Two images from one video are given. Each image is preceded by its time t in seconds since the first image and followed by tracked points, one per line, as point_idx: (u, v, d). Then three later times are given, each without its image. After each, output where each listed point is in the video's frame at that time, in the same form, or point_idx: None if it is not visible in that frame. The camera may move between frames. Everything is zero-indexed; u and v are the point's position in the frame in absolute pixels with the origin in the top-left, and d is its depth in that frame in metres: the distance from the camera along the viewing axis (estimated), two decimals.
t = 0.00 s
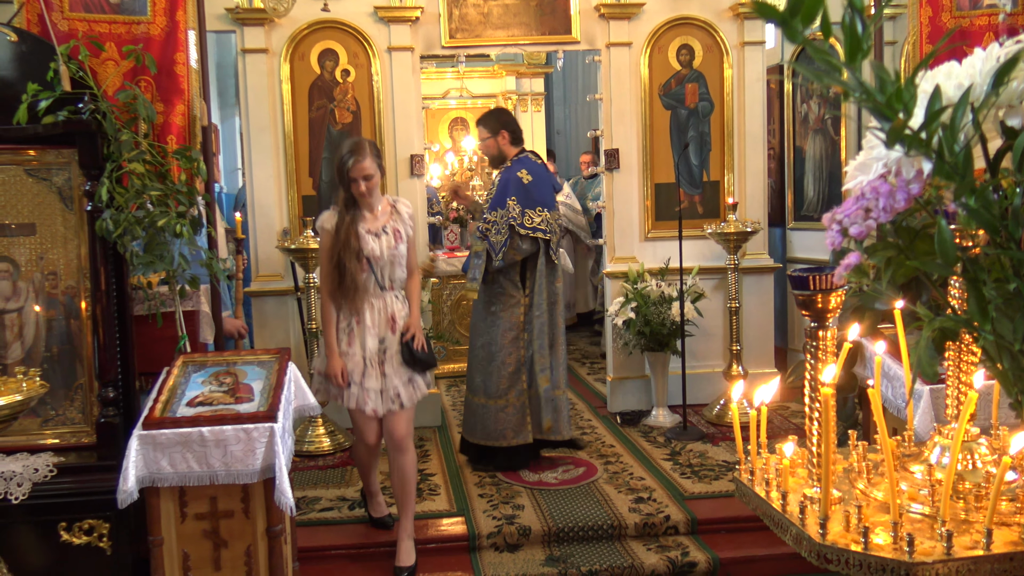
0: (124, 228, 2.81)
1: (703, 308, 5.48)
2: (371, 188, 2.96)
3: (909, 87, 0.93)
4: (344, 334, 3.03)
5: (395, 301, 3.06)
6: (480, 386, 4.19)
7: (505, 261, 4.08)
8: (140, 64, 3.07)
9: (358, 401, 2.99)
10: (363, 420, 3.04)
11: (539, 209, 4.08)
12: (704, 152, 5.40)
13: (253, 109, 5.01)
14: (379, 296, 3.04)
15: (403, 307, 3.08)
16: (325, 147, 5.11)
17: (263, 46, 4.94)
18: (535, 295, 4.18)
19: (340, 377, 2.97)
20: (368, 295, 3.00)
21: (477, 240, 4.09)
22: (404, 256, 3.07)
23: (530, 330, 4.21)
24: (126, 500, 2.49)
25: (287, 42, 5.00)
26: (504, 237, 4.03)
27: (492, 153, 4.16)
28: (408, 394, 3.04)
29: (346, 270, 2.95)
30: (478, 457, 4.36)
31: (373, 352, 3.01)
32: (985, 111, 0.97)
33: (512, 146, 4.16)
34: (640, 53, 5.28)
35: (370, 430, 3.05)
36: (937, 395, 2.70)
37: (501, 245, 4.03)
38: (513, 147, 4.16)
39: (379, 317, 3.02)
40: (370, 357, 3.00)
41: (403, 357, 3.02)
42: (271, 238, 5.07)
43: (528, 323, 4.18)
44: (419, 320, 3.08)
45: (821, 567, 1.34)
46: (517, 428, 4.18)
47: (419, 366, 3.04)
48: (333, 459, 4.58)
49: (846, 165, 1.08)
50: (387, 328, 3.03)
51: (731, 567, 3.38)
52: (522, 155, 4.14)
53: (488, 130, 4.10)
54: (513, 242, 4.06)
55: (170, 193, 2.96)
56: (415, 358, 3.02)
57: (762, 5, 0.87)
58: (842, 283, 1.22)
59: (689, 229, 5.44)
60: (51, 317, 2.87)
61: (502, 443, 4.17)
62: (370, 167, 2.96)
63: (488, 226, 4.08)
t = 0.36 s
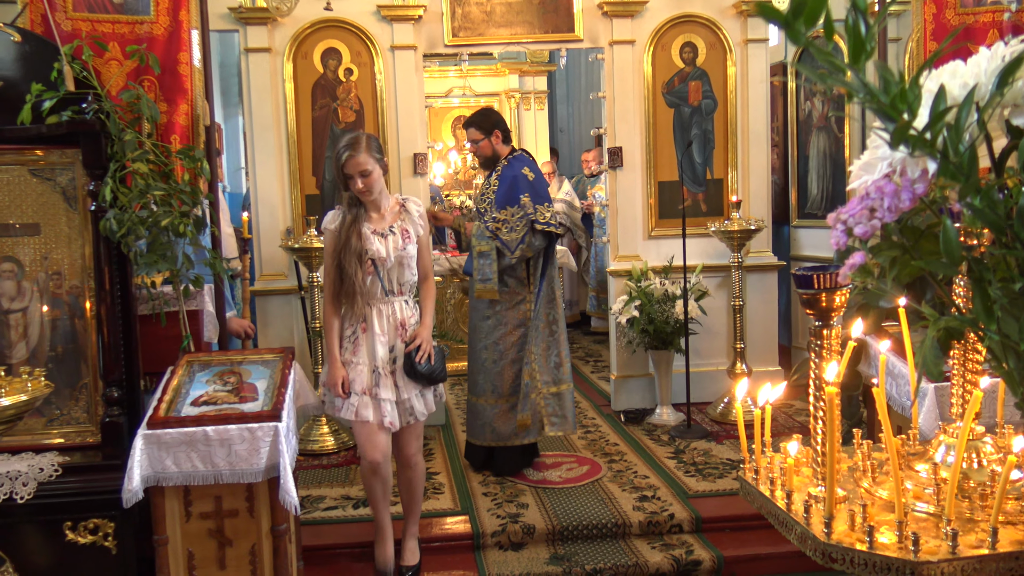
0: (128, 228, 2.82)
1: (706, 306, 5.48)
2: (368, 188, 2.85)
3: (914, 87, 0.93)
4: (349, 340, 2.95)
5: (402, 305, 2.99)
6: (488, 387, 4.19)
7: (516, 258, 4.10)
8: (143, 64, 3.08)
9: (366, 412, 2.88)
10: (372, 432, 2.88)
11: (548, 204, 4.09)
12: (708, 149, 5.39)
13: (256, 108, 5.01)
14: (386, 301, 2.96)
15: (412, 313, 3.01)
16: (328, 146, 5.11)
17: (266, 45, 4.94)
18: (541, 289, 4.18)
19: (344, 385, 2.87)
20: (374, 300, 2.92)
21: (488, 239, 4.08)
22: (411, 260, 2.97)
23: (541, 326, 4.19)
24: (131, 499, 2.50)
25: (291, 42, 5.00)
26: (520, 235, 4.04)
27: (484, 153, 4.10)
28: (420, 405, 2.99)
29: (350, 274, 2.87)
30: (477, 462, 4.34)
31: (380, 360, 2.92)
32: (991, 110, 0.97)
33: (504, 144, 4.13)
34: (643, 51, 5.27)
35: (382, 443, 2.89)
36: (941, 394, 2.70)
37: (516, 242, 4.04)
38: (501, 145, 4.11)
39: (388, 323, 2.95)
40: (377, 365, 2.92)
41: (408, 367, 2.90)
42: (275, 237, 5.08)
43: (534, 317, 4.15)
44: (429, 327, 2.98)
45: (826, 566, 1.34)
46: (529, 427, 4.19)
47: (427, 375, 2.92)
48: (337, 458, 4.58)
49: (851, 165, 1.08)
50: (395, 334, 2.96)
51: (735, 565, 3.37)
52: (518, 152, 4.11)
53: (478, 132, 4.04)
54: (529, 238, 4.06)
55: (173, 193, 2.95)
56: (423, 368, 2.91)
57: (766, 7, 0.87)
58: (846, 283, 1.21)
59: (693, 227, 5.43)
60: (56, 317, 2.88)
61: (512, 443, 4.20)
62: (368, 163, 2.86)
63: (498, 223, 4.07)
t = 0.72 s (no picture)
0: (132, 228, 2.82)
1: (710, 306, 5.47)
2: (353, 223, 2.46)
3: (919, 88, 0.93)
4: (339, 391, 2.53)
5: (398, 352, 2.55)
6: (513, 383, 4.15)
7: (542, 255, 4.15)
8: (147, 64, 3.08)
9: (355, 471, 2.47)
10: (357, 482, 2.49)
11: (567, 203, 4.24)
12: (711, 149, 5.39)
13: (259, 108, 5.01)
14: (378, 347, 2.52)
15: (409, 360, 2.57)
16: (332, 146, 5.12)
17: (269, 46, 4.95)
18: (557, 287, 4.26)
19: (333, 439, 2.46)
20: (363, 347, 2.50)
21: (519, 237, 4.11)
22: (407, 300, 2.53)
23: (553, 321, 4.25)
24: (135, 499, 2.50)
25: (294, 42, 5.01)
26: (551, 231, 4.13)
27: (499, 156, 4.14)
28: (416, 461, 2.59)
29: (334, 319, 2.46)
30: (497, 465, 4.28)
31: (371, 414, 2.50)
32: (996, 111, 0.97)
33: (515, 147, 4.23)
34: (646, 51, 5.26)
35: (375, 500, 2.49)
36: (944, 394, 2.69)
37: (547, 239, 4.12)
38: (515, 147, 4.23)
39: (379, 372, 2.51)
40: (367, 419, 2.51)
41: (393, 423, 2.48)
42: (278, 237, 5.08)
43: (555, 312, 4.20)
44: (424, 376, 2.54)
45: (830, 567, 1.34)
46: (552, 420, 4.21)
47: (420, 431, 2.51)
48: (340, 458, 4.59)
49: (856, 165, 1.08)
50: (387, 384, 2.52)
51: (738, 566, 3.37)
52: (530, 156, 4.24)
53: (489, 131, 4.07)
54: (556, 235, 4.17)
55: (177, 193, 2.96)
56: (415, 425, 2.49)
57: (770, 8, 0.87)
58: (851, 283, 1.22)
59: (696, 227, 5.43)
60: (60, 318, 2.88)
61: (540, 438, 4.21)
62: (352, 194, 2.44)
63: (527, 222, 4.11)
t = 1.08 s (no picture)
0: (134, 227, 2.82)
1: (711, 305, 5.46)
2: (317, 221, 2.15)
3: (926, 84, 0.93)
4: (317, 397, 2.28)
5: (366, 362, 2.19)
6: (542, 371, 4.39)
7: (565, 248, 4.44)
8: (149, 62, 3.09)
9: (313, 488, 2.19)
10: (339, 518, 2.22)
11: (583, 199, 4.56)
12: (713, 148, 5.38)
13: (261, 106, 5.01)
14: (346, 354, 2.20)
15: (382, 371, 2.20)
16: (334, 145, 5.11)
17: (271, 44, 4.95)
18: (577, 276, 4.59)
19: (305, 447, 2.23)
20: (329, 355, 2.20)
21: (546, 232, 4.37)
22: (375, 304, 2.17)
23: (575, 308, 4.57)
24: (136, 497, 2.50)
25: (296, 40, 5.00)
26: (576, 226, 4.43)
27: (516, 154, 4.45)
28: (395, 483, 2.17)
29: (296, 323, 2.20)
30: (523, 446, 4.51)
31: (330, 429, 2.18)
32: (1003, 107, 0.97)
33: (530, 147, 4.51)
34: (648, 49, 5.26)
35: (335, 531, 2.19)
36: (947, 393, 2.69)
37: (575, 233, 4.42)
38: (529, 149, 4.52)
39: (343, 380, 2.19)
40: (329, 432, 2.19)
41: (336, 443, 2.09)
42: (280, 236, 5.08)
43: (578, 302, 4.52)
44: (383, 391, 2.11)
45: (833, 566, 1.34)
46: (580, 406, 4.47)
47: (366, 456, 2.06)
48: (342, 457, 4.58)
49: (861, 161, 1.08)
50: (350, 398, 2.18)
51: (740, 565, 3.36)
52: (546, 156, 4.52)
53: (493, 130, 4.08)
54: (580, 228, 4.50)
55: (179, 191, 2.96)
56: (357, 448, 2.05)
57: (779, 2, 0.86)
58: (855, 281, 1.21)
59: (698, 226, 5.42)
60: (61, 316, 2.88)
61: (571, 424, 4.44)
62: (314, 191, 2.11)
63: (553, 216, 4.40)
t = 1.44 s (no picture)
0: (133, 225, 2.81)
1: (710, 303, 5.47)
2: (254, 227, 1.96)
3: (929, 79, 0.92)
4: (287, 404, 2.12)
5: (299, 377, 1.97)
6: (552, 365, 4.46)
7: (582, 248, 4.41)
8: (147, 59, 3.08)
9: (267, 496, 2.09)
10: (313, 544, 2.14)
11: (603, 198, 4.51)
12: (712, 146, 5.38)
13: (260, 104, 5.00)
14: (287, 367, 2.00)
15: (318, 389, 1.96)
16: (332, 143, 5.11)
17: (270, 42, 4.94)
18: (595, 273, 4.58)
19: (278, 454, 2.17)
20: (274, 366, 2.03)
21: (560, 230, 4.35)
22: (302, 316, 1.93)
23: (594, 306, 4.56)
24: (136, 495, 2.48)
25: (294, 38, 5.00)
26: (590, 226, 4.38)
27: (535, 151, 4.39)
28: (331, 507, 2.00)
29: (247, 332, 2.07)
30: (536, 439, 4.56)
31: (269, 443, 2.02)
32: (1006, 102, 0.96)
33: (553, 144, 4.45)
34: (647, 47, 5.25)
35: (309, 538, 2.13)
36: (947, 390, 2.69)
37: (588, 234, 4.38)
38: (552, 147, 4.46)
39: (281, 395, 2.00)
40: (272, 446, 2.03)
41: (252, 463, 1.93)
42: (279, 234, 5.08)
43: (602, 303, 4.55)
44: (296, 416, 1.88)
45: (833, 563, 1.33)
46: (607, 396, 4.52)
47: (267, 480, 1.87)
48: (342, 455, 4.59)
49: (862, 157, 1.07)
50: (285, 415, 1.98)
51: (739, 562, 3.37)
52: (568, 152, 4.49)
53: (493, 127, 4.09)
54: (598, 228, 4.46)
55: (178, 189, 2.96)
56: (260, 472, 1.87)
57: None
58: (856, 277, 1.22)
59: (697, 224, 5.42)
60: (60, 314, 2.87)
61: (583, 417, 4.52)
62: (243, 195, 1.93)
63: (568, 216, 4.37)
